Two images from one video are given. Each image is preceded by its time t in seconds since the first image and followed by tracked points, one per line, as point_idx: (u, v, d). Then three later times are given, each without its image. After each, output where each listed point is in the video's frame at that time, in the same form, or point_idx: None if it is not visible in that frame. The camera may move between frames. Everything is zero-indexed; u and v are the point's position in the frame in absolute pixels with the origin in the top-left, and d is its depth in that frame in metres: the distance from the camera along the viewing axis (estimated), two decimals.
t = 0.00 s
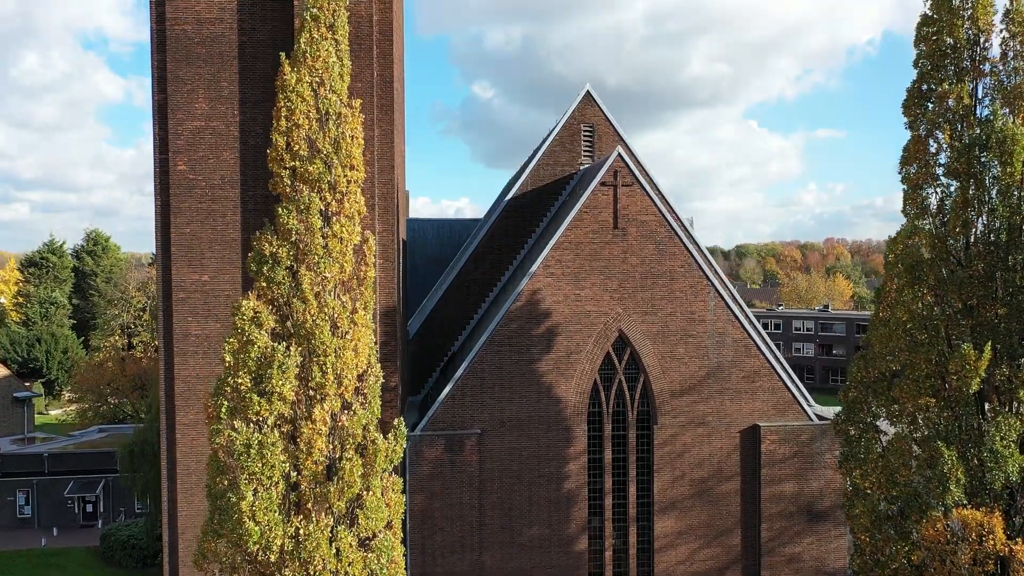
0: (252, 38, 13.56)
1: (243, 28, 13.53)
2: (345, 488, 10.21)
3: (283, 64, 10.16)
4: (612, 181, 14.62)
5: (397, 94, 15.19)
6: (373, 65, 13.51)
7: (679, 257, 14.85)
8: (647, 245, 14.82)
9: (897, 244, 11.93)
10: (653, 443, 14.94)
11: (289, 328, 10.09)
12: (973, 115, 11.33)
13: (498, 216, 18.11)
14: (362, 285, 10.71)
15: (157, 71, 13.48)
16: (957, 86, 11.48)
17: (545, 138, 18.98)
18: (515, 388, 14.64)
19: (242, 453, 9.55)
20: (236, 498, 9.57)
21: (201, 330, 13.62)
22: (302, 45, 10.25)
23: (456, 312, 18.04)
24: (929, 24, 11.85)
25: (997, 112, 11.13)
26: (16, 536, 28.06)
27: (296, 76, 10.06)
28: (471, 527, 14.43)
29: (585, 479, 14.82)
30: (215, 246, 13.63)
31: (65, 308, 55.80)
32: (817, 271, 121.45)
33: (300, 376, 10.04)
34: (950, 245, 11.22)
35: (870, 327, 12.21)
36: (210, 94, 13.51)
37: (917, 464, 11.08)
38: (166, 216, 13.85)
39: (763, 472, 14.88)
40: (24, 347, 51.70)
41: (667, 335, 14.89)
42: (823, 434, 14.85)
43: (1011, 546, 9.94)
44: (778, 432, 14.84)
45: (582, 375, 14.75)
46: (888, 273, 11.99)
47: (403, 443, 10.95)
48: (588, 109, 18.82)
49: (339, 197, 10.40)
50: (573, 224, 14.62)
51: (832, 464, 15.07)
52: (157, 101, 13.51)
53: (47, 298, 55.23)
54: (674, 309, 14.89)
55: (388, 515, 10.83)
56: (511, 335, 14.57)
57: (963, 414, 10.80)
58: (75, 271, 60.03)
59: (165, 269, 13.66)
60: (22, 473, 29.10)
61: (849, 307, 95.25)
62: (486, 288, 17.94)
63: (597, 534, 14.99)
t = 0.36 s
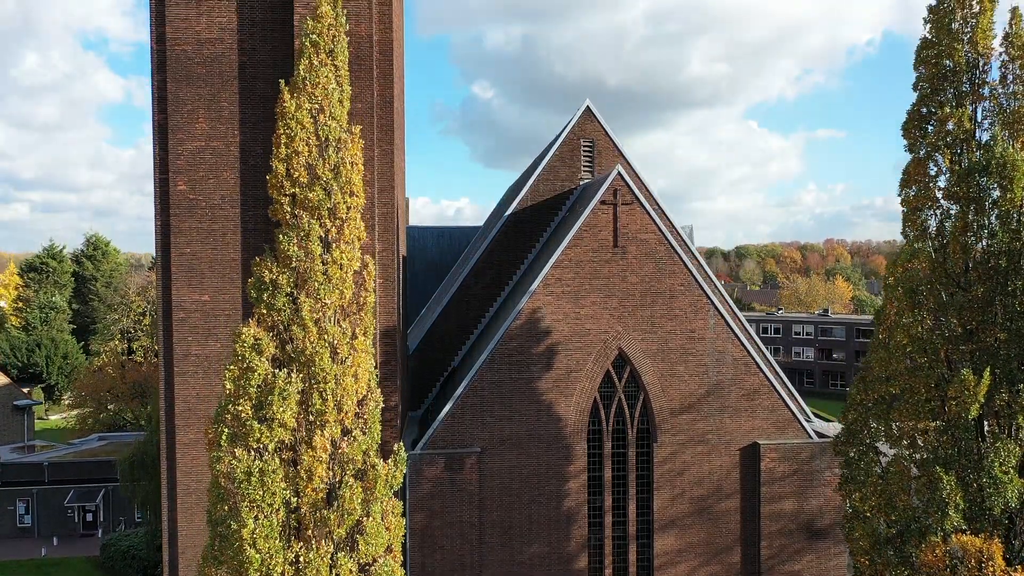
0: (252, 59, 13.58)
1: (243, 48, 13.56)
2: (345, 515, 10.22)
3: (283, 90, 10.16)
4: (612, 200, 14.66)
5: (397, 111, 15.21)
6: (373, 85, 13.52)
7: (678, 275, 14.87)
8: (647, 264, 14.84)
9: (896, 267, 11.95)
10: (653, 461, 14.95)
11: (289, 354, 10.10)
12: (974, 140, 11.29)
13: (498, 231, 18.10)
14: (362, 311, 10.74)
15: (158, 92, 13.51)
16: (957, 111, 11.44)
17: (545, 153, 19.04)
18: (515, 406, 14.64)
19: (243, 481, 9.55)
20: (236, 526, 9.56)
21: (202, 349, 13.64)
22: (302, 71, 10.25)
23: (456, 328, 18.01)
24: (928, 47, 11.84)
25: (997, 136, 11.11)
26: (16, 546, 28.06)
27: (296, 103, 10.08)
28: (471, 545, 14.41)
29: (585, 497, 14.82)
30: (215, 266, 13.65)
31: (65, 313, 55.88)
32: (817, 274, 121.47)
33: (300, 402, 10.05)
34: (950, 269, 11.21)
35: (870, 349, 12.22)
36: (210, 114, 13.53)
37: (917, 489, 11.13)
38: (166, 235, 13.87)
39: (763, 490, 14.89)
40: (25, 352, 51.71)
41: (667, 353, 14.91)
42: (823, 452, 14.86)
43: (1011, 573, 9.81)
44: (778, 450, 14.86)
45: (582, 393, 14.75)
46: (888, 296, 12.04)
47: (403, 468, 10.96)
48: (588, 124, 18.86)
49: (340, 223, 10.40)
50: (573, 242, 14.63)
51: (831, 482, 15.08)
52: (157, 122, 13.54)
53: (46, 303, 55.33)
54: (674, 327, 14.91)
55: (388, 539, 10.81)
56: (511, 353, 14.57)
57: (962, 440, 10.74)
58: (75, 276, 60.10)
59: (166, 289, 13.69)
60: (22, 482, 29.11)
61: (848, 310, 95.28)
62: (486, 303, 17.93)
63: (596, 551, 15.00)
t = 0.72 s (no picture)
0: (252, 79, 13.58)
1: (243, 69, 13.56)
2: (346, 542, 10.25)
3: (282, 118, 10.16)
4: (612, 219, 14.69)
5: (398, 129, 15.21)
6: (374, 106, 13.51)
7: (678, 293, 14.89)
8: (647, 282, 14.86)
9: (896, 290, 11.97)
10: (653, 479, 14.95)
11: (289, 382, 10.12)
12: (974, 164, 11.26)
13: (499, 246, 18.10)
14: (362, 337, 10.79)
15: (158, 112, 13.52)
16: (957, 135, 11.42)
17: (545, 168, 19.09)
18: (515, 425, 14.65)
19: (244, 509, 9.54)
20: (237, 554, 9.54)
21: (203, 369, 13.65)
22: (301, 98, 10.25)
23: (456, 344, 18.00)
24: (928, 71, 11.83)
25: (997, 160, 11.12)
26: (16, 555, 28.06)
27: (295, 130, 10.09)
28: (471, 564, 14.39)
29: (585, 515, 14.83)
30: (215, 287, 13.65)
31: (65, 318, 55.90)
32: (817, 276, 121.43)
33: (301, 430, 10.07)
34: (950, 294, 11.22)
35: (871, 371, 12.22)
36: (211, 135, 13.54)
37: (917, 513, 11.13)
38: (167, 255, 13.87)
39: (763, 508, 14.89)
40: (25, 357, 51.72)
41: (667, 371, 14.91)
42: (823, 470, 14.84)
43: None
44: (778, 468, 14.85)
45: (582, 412, 14.76)
46: (888, 319, 12.06)
47: (402, 492, 10.95)
48: (588, 139, 18.87)
49: (340, 250, 10.41)
50: (573, 261, 14.65)
51: (831, 500, 15.08)
52: (158, 142, 13.55)
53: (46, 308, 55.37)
54: (674, 345, 14.92)
55: (388, 564, 10.79)
56: (511, 372, 14.58)
57: (962, 466, 10.74)
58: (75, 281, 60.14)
59: (167, 308, 13.70)
60: (22, 492, 29.11)
61: (848, 313, 95.24)
62: (486, 318, 17.94)
63: (597, 569, 14.99)
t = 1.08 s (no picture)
0: (252, 99, 13.57)
1: (243, 89, 13.56)
2: (344, 570, 10.17)
3: (282, 145, 10.18)
4: (612, 238, 14.69)
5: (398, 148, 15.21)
6: (374, 127, 13.52)
7: (677, 312, 14.90)
8: (646, 301, 14.87)
9: (897, 314, 11.97)
10: (653, 498, 14.95)
11: (289, 409, 10.13)
12: (974, 188, 11.26)
13: (499, 262, 18.08)
14: (362, 363, 10.79)
15: (158, 133, 13.52)
16: (957, 159, 11.40)
17: (544, 184, 19.14)
18: (515, 444, 14.65)
19: (243, 538, 9.59)
20: None
21: (202, 390, 13.64)
22: (301, 126, 10.26)
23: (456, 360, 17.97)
24: (928, 94, 11.81)
25: (998, 184, 11.08)
26: (16, 566, 28.04)
27: (295, 158, 10.10)
28: None
29: (585, 534, 14.82)
30: (214, 307, 13.64)
31: (65, 323, 55.92)
32: (817, 278, 121.35)
33: (300, 457, 10.08)
34: (950, 319, 11.17)
35: (872, 395, 12.29)
36: (211, 155, 13.53)
37: (918, 538, 11.09)
38: (166, 275, 13.86)
39: (762, 526, 14.88)
40: (25, 363, 51.67)
41: (666, 390, 14.92)
42: (823, 488, 14.83)
43: None
44: (778, 486, 14.85)
45: (582, 431, 14.76)
46: (889, 343, 12.06)
47: (402, 517, 10.99)
48: (587, 155, 18.90)
49: (340, 277, 10.41)
50: (573, 280, 14.66)
51: (830, 518, 15.08)
52: (157, 163, 13.55)
53: (46, 313, 55.39)
54: (674, 364, 14.92)
55: None
56: (511, 391, 14.58)
57: (960, 492, 10.74)
58: (75, 286, 60.18)
59: (166, 329, 13.70)
60: (22, 501, 29.08)
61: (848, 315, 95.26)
62: (486, 334, 17.90)
63: None
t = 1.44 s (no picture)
0: (252, 121, 13.59)
1: (242, 111, 13.57)
2: None
3: (282, 173, 10.20)
4: (611, 258, 14.71)
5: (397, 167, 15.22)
6: (373, 148, 13.54)
7: (677, 332, 14.92)
8: (645, 320, 14.89)
9: (897, 338, 11.98)
10: (652, 517, 14.96)
11: (288, 438, 10.15)
12: (973, 214, 11.24)
13: (499, 278, 18.08)
14: (361, 391, 10.82)
15: (158, 154, 13.54)
16: (955, 185, 11.38)
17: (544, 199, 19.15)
18: (514, 464, 14.64)
19: (242, 567, 9.59)
20: None
21: (202, 410, 13.65)
22: (300, 154, 10.28)
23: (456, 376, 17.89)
24: (927, 118, 11.80)
25: (998, 211, 11.03)
26: None
27: (294, 186, 10.12)
28: None
29: (585, 553, 14.80)
30: (214, 328, 13.65)
31: (65, 328, 56.06)
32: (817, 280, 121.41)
33: (300, 486, 10.10)
34: (950, 345, 11.15)
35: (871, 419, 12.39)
36: (211, 177, 13.55)
37: (917, 564, 11.13)
38: (166, 296, 13.88)
39: (762, 546, 14.88)
40: (25, 369, 51.69)
41: (666, 409, 14.92)
42: (822, 507, 14.83)
43: None
44: (778, 505, 14.84)
45: (582, 450, 14.76)
46: (888, 367, 12.08)
47: (400, 546, 10.92)
48: (587, 170, 18.92)
49: (339, 305, 10.41)
50: (573, 299, 14.68)
51: (830, 537, 15.07)
52: (157, 184, 13.57)
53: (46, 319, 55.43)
54: (673, 384, 14.93)
55: None
56: (510, 411, 14.57)
57: (960, 519, 10.73)
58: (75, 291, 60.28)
59: (167, 349, 13.73)
60: (23, 511, 29.15)
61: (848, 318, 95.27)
62: (486, 350, 17.88)
63: None
